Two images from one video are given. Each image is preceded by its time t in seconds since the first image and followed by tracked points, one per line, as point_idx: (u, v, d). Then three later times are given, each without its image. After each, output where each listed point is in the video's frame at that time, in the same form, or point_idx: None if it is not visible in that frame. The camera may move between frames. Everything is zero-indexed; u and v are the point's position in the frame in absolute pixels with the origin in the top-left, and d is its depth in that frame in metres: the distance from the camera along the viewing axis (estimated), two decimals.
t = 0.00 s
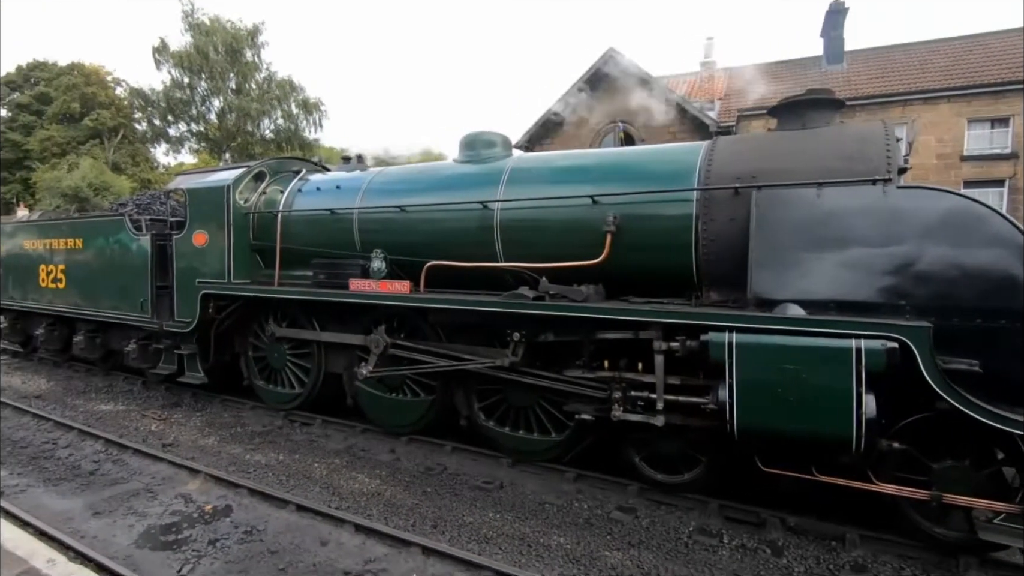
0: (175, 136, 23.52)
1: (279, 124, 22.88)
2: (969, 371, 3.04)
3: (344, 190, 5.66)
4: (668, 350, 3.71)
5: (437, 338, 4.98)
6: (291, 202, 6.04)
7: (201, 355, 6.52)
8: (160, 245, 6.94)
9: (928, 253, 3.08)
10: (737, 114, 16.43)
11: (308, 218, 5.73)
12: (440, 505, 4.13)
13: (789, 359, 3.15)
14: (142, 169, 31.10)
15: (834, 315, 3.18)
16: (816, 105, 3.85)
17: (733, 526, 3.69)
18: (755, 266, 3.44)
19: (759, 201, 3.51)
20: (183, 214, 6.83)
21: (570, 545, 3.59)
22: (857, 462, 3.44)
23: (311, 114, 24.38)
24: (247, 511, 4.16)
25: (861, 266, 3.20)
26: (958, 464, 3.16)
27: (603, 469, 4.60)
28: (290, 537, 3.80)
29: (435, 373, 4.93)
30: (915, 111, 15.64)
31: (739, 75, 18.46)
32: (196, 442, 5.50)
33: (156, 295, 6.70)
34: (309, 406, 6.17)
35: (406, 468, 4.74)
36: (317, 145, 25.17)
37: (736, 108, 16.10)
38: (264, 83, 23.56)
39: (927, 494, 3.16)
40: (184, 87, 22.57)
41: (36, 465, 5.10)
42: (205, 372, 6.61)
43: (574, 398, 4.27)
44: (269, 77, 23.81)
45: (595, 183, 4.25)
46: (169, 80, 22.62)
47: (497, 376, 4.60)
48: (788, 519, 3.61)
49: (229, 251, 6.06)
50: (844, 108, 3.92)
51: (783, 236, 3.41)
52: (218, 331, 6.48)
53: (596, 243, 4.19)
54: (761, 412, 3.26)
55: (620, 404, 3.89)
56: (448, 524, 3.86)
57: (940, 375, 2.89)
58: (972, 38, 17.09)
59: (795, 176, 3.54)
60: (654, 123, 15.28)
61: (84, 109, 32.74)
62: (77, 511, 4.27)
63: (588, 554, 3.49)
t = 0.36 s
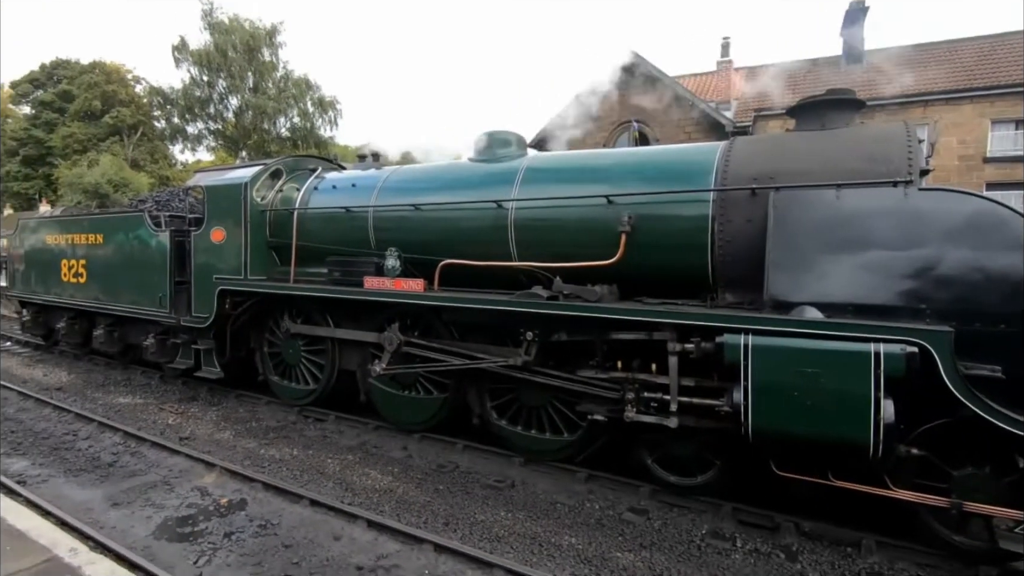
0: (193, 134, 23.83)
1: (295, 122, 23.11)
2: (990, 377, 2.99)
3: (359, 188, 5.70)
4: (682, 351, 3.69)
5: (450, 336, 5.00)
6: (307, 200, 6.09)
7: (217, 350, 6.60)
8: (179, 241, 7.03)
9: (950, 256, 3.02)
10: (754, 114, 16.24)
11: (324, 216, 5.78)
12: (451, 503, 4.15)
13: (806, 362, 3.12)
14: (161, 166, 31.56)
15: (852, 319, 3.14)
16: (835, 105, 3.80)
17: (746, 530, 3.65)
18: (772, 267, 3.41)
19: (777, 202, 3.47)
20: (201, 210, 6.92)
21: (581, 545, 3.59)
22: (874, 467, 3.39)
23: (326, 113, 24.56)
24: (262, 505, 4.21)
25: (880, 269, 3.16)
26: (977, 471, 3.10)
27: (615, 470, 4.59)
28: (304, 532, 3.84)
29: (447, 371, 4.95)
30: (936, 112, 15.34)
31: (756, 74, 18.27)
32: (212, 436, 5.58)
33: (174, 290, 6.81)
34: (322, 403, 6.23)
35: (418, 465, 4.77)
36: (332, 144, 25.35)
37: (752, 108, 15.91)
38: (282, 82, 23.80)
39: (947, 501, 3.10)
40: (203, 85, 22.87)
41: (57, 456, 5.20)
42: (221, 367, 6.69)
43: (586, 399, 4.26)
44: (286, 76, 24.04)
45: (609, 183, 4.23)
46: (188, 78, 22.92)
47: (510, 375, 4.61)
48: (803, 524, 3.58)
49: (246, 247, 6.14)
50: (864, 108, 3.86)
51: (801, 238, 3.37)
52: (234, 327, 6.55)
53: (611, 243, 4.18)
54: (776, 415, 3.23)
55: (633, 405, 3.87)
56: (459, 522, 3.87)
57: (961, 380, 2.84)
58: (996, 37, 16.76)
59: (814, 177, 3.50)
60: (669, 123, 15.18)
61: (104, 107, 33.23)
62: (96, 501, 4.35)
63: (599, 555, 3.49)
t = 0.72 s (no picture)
0: (210, 134, 24.14)
1: (311, 123, 23.35)
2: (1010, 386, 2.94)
3: (374, 188, 5.73)
4: (695, 355, 3.66)
5: (462, 337, 5.01)
6: (322, 200, 6.14)
7: (232, 347, 6.68)
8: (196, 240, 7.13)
9: (970, 262, 2.97)
10: (770, 117, 16.10)
11: (338, 216, 5.83)
12: (462, 503, 4.16)
13: (821, 368, 3.09)
14: (177, 165, 31.96)
15: (869, 324, 3.11)
16: (853, 108, 3.75)
17: (758, 536, 3.62)
18: (787, 271, 3.39)
19: (793, 206, 3.44)
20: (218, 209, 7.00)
21: (592, 548, 3.58)
22: (890, 475, 3.35)
23: (341, 114, 24.77)
24: (274, 502, 4.24)
25: (898, 274, 3.12)
26: (997, 482, 3.05)
27: (626, 473, 4.57)
28: (316, 529, 3.87)
29: (459, 372, 4.96)
30: (956, 114, 15.07)
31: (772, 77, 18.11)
32: (226, 432, 5.64)
33: (191, 288, 6.90)
34: (334, 401, 6.27)
35: (429, 465, 4.78)
36: (347, 144, 25.55)
37: (768, 110, 15.74)
38: (297, 83, 24.04)
39: (965, 511, 3.06)
40: (221, 86, 23.19)
41: (76, 449, 5.29)
42: (235, 364, 6.77)
43: (597, 401, 4.25)
44: (301, 77, 24.28)
45: (623, 185, 4.23)
46: (206, 79, 23.21)
47: (521, 377, 4.61)
48: (816, 531, 3.54)
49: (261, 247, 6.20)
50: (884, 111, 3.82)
51: (817, 242, 3.34)
52: (249, 325, 6.62)
53: (624, 246, 4.17)
54: (791, 421, 3.20)
55: (645, 409, 3.86)
56: (470, 523, 3.88)
57: (980, 388, 2.80)
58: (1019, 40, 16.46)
59: (830, 181, 3.47)
60: (683, 126, 15.10)
61: (124, 107, 33.73)
62: (113, 495, 4.42)
63: (610, 558, 3.48)
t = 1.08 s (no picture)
0: (228, 139, 24.50)
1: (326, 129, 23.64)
2: None
3: (388, 193, 5.78)
4: (709, 362, 3.64)
5: (475, 341, 5.03)
6: (337, 205, 6.20)
7: (247, 349, 6.76)
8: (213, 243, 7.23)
9: (992, 271, 2.92)
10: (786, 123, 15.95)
11: (353, 220, 5.88)
12: (474, 507, 4.16)
13: (838, 376, 3.05)
14: (195, 169, 32.44)
15: (887, 333, 3.07)
16: (872, 114, 3.71)
17: (773, 546, 3.58)
18: (803, 279, 3.36)
19: (810, 213, 3.41)
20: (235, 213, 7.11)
21: (604, 555, 3.56)
22: (909, 486, 3.29)
23: (356, 119, 25.05)
24: (288, 503, 4.28)
25: (917, 282, 3.08)
26: (1020, 495, 2.99)
27: (639, 480, 4.54)
28: (328, 531, 3.89)
29: (471, 377, 4.98)
30: (976, 120, 14.84)
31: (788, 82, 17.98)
32: (241, 434, 5.70)
33: (208, 291, 7.00)
34: (347, 404, 6.31)
35: (441, 469, 4.79)
36: (361, 150, 25.79)
37: (784, 116, 15.64)
38: (313, 89, 24.36)
39: (986, 524, 3.00)
40: (239, 91, 23.56)
41: (95, 449, 5.38)
42: (251, 366, 6.85)
43: (610, 407, 4.24)
44: (318, 83, 24.59)
45: (637, 191, 4.22)
46: (226, 85, 23.60)
47: (534, 382, 4.61)
48: (833, 542, 3.49)
49: (277, 250, 6.28)
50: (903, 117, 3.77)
51: (834, 249, 3.31)
52: (264, 328, 6.70)
53: (638, 252, 4.16)
54: (807, 430, 3.16)
55: (659, 415, 3.84)
56: (481, 527, 3.88)
57: (1002, 399, 2.75)
58: None
59: (848, 187, 3.43)
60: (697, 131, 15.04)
61: (144, 112, 34.35)
62: (130, 494, 4.48)
63: (622, 566, 3.45)
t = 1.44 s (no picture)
0: (243, 145, 24.83)
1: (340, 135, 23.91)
2: None
3: (401, 198, 5.82)
4: (723, 368, 3.62)
5: (487, 346, 5.04)
6: (351, 210, 6.25)
7: (261, 353, 6.82)
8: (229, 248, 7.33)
9: (1013, 277, 2.87)
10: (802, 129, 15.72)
11: (367, 225, 5.93)
12: (485, 513, 4.15)
13: (854, 384, 3.01)
14: (211, 175, 32.87)
15: (904, 340, 3.03)
16: (888, 119, 3.68)
17: (787, 555, 3.53)
18: (819, 285, 3.33)
19: (825, 218, 3.39)
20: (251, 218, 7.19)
21: (616, 562, 3.54)
22: (928, 496, 3.24)
23: (370, 125, 25.32)
24: (301, 506, 4.31)
25: (936, 288, 3.04)
26: None
27: (652, 486, 4.51)
28: (341, 534, 3.91)
29: (483, 381, 4.98)
30: (995, 125, 14.61)
31: (802, 87, 17.87)
32: (255, 436, 5.76)
33: (223, 294, 7.08)
34: (360, 408, 6.35)
35: (453, 474, 4.79)
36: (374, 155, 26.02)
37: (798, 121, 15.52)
38: (328, 95, 24.65)
39: (1008, 536, 2.94)
40: (255, 98, 23.90)
41: (112, 450, 5.45)
42: (265, 370, 6.91)
43: (622, 413, 4.22)
44: (332, 89, 24.87)
45: (650, 197, 4.21)
46: (242, 91, 23.95)
47: (546, 388, 4.60)
48: (849, 552, 3.44)
49: (292, 255, 6.34)
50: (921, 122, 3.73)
51: (850, 255, 3.28)
52: (278, 331, 6.76)
53: (651, 257, 4.15)
54: (823, 437, 3.13)
55: (672, 422, 3.82)
56: (493, 532, 3.88)
57: None
58: None
59: (865, 192, 3.40)
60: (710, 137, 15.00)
61: (162, 118, 34.92)
62: (146, 495, 4.54)
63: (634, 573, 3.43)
